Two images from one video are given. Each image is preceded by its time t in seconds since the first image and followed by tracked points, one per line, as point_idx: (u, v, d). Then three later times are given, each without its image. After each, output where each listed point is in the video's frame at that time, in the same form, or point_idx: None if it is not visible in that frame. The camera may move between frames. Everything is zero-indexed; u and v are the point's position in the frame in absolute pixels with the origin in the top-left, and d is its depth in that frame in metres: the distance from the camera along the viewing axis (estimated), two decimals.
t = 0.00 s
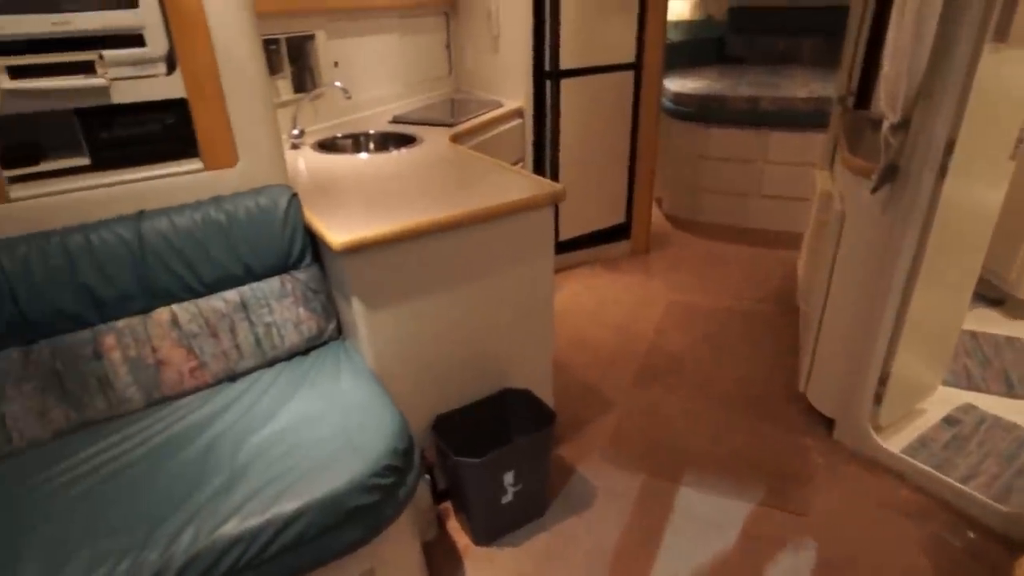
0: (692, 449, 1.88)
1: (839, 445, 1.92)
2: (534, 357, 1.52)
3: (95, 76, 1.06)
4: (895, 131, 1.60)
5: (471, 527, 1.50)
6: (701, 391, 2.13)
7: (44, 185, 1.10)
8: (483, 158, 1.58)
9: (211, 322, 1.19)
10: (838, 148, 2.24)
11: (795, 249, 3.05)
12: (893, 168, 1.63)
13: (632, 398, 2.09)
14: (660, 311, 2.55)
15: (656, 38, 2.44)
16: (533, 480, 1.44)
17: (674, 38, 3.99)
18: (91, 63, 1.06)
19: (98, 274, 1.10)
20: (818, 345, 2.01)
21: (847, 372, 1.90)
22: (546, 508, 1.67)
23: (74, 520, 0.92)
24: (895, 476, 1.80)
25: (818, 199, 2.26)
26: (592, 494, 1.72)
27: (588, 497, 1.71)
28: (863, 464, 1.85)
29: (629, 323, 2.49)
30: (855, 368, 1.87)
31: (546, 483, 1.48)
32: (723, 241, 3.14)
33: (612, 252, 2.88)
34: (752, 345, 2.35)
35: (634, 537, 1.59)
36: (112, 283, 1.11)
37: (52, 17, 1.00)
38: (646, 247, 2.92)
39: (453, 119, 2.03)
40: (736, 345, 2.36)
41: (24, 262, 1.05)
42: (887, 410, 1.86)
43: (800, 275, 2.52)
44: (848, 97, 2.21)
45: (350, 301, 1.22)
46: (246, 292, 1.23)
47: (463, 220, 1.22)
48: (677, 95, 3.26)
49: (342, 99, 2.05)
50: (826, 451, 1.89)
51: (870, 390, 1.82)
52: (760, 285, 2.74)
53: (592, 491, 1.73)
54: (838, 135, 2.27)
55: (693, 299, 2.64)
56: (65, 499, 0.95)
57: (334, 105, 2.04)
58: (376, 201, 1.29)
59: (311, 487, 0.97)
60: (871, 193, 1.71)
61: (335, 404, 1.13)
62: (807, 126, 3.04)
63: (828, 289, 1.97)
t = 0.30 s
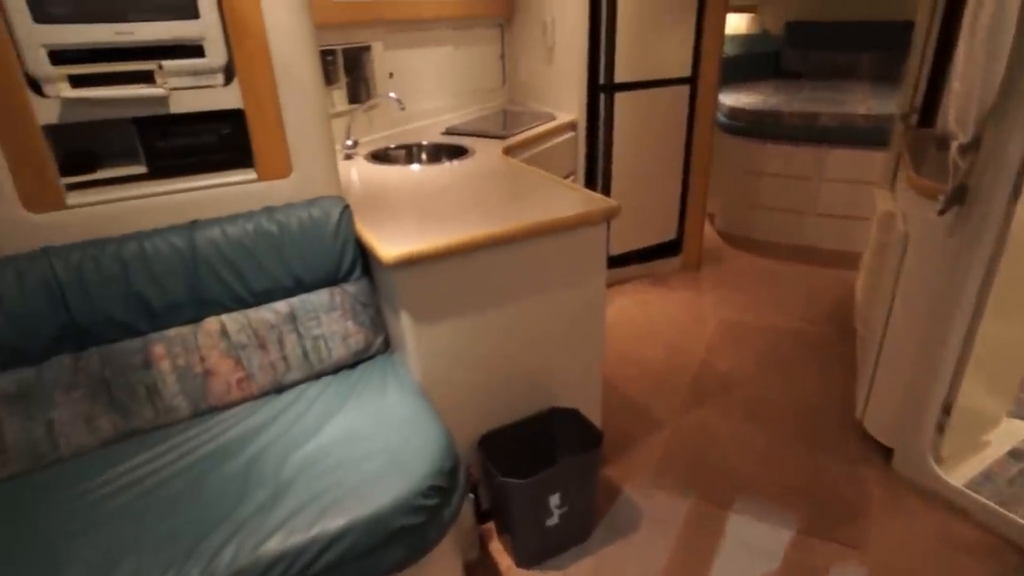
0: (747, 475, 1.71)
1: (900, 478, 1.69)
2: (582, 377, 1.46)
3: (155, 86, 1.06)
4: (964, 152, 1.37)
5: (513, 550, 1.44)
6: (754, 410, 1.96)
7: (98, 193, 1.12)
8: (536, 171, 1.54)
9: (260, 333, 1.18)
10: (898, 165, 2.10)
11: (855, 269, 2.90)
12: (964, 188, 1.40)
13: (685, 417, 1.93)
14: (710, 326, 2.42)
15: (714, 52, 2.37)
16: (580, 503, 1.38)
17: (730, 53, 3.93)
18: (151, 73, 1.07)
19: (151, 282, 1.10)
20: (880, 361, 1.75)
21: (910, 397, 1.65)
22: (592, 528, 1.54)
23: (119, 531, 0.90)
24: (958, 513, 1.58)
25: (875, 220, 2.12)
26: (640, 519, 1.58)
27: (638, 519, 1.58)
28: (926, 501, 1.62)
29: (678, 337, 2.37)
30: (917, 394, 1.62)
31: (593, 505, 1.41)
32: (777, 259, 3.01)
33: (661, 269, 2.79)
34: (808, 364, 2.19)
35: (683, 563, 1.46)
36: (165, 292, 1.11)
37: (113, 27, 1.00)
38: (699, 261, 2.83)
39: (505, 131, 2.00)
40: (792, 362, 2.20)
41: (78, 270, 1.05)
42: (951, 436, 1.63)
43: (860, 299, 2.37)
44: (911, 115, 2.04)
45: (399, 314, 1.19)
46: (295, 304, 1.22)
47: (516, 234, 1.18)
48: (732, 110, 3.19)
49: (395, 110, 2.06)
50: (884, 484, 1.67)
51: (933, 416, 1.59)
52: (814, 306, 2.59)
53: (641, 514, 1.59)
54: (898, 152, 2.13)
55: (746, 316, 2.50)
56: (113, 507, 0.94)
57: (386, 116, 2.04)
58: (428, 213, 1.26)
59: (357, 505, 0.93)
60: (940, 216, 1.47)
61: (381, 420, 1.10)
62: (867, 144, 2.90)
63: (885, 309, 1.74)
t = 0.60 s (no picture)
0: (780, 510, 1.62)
1: (941, 518, 1.57)
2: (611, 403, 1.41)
3: (188, 101, 1.05)
4: (1013, 181, 1.28)
5: None
6: (786, 441, 1.87)
7: (128, 208, 1.11)
8: (568, 189, 1.50)
9: (284, 353, 1.16)
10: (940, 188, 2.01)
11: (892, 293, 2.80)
12: (1013, 219, 1.29)
13: (714, 444, 1.86)
14: (742, 349, 2.35)
15: (751, 69, 2.32)
16: (608, 534, 1.32)
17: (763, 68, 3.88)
18: (184, 88, 1.05)
19: (176, 300, 1.08)
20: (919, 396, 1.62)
21: (952, 431, 1.52)
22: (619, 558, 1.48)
23: (135, 559, 0.88)
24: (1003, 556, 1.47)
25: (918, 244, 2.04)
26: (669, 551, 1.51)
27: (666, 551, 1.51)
28: (973, 545, 1.51)
29: (708, 360, 2.29)
30: (958, 430, 1.50)
31: (619, 539, 1.34)
32: (809, 281, 2.93)
33: (691, 288, 2.73)
34: (845, 392, 2.10)
35: None
36: (189, 310, 1.09)
37: (147, 42, 1.00)
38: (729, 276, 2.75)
39: (537, 148, 1.97)
40: (828, 389, 2.12)
41: (102, 288, 1.03)
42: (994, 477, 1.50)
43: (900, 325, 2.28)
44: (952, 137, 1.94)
45: (425, 337, 1.16)
46: (321, 323, 1.19)
47: (546, 258, 1.14)
48: (766, 128, 3.13)
49: (427, 125, 2.04)
50: (920, 522, 1.57)
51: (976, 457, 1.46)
52: (851, 331, 2.49)
53: (670, 545, 1.52)
54: (939, 174, 2.05)
55: (780, 339, 2.42)
56: (129, 534, 0.92)
57: (418, 130, 2.03)
58: (459, 233, 1.23)
59: (378, 538, 0.90)
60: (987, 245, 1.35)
61: (404, 446, 1.07)
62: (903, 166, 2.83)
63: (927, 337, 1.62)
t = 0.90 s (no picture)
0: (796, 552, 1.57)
1: (963, 561, 1.54)
2: (617, 434, 1.38)
3: (192, 123, 1.04)
4: None
5: None
6: (797, 477, 1.82)
7: (128, 231, 1.10)
8: (575, 212, 1.48)
9: (282, 381, 1.14)
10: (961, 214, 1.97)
11: (904, 319, 2.76)
12: None
13: (721, 477, 1.82)
14: (751, 375, 2.31)
15: (762, 92, 2.29)
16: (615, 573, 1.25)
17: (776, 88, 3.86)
18: (188, 110, 1.04)
19: (173, 325, 1.06)
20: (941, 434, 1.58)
21: (975, 471, 1.48)
22: None
23: None
24: None
25: (936, 272, 2.00)
26: None
27: None
28: None
29: (716, 387, 2.25)
30: (981, 470, 1.46)
31: None
32: (819, 305, 2.89)
33: (699, 310, 2.70)
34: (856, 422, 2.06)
35: None
36: (186, 336, 1.07)
37: (153, 64, 0.98)
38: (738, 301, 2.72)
39: (544, 169, 1.95)
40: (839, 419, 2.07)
41: (99, 311, 1.02)
42: None
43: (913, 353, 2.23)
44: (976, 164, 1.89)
45: (428, 368, 1.13)
46: (321, 350, 1.17)
47: (551, 288, 1.11)
48: (777, 149, 3.11)
49: (433, 145, 2.04)
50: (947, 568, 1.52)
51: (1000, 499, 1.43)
52: (862, 358, 2.45)
53: None
54: (959, 200, 2.00)
55: (789, 365, 2.38)
56: (119, 568, 0.89)
57: (424, 150, 2.02)
58: (465, 260, 1.21)
59: None
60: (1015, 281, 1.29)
61: (403, 481, 1.04)
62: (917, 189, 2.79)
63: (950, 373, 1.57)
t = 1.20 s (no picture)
0: None
1: None
2: (609, 466, 1.34)
3: (172, 147, 1.01)
4: None
5: None
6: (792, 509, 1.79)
7: (102, 258, 1.06)
8: (566, 239, 1.46)
9: (260, 415, 1.09)
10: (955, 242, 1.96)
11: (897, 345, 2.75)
12: None
13: (714, 509, 1.78)
14: (744, 401, 2.29)
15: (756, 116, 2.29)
16: None
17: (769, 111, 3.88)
18: (169, 134, 1.01)
19: (146, 357, 1.02)
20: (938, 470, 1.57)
21: (975, 509, 1.46)
22: None
23: None
24: None
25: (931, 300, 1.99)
26: None
27: None
28: None
29: (708, 413, 2.21)
30: (981, 507, 1.44)
31: None
32: (812, 329, 2.87)
33: (692, 334, 2.67)
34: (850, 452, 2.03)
35: None
36: (159, 367, 1.03)
37: (133, 87, 0.96)
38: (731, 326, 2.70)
39: (537, 192, 1.93)
40: (832, 449, 2.05)
41: (67, 339, 0.98)
42: None
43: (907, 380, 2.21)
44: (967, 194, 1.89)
45: (414, 403, 1.09)
46: (302, 382, 1.14)
47: (541, 320, 1.08)
48: (771, 173, 3.11)
49: (424, 167, 2.01)
50: None
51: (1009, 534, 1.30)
52: (855, 385, 2.43)
53: None
54: (954, 228, 2.00)
55: (782, 392, 2.36)
56: None
57: (415, 172, 1.99)
58: (455, 289, 1.18)
59: None
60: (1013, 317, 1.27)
61: (384, 522, 0.99)
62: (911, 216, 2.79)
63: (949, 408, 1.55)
